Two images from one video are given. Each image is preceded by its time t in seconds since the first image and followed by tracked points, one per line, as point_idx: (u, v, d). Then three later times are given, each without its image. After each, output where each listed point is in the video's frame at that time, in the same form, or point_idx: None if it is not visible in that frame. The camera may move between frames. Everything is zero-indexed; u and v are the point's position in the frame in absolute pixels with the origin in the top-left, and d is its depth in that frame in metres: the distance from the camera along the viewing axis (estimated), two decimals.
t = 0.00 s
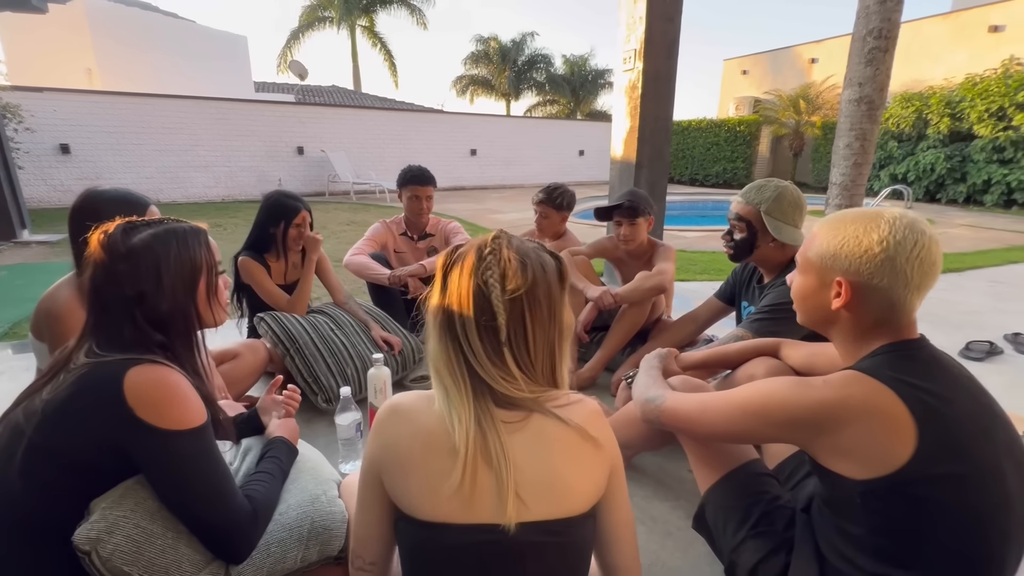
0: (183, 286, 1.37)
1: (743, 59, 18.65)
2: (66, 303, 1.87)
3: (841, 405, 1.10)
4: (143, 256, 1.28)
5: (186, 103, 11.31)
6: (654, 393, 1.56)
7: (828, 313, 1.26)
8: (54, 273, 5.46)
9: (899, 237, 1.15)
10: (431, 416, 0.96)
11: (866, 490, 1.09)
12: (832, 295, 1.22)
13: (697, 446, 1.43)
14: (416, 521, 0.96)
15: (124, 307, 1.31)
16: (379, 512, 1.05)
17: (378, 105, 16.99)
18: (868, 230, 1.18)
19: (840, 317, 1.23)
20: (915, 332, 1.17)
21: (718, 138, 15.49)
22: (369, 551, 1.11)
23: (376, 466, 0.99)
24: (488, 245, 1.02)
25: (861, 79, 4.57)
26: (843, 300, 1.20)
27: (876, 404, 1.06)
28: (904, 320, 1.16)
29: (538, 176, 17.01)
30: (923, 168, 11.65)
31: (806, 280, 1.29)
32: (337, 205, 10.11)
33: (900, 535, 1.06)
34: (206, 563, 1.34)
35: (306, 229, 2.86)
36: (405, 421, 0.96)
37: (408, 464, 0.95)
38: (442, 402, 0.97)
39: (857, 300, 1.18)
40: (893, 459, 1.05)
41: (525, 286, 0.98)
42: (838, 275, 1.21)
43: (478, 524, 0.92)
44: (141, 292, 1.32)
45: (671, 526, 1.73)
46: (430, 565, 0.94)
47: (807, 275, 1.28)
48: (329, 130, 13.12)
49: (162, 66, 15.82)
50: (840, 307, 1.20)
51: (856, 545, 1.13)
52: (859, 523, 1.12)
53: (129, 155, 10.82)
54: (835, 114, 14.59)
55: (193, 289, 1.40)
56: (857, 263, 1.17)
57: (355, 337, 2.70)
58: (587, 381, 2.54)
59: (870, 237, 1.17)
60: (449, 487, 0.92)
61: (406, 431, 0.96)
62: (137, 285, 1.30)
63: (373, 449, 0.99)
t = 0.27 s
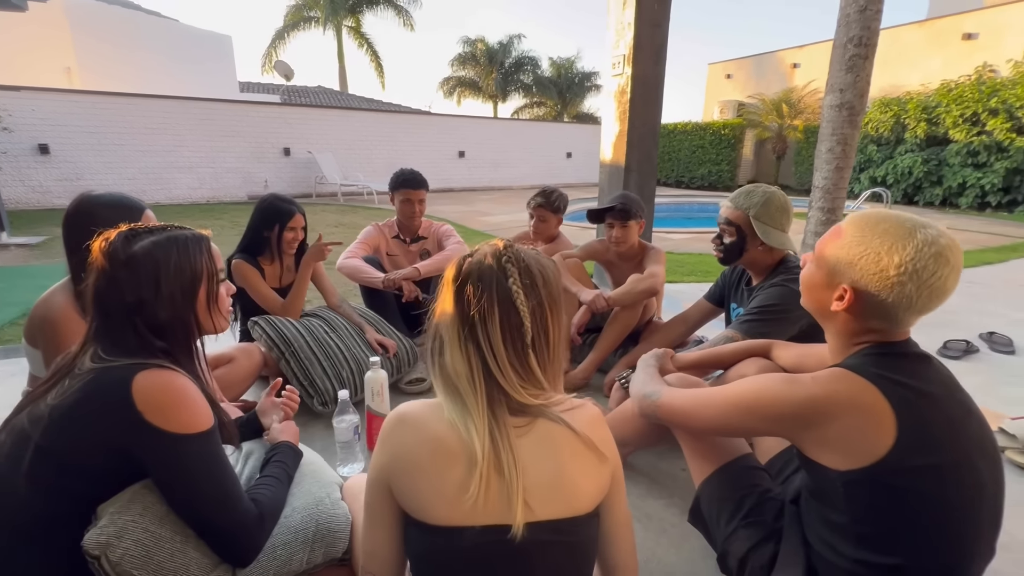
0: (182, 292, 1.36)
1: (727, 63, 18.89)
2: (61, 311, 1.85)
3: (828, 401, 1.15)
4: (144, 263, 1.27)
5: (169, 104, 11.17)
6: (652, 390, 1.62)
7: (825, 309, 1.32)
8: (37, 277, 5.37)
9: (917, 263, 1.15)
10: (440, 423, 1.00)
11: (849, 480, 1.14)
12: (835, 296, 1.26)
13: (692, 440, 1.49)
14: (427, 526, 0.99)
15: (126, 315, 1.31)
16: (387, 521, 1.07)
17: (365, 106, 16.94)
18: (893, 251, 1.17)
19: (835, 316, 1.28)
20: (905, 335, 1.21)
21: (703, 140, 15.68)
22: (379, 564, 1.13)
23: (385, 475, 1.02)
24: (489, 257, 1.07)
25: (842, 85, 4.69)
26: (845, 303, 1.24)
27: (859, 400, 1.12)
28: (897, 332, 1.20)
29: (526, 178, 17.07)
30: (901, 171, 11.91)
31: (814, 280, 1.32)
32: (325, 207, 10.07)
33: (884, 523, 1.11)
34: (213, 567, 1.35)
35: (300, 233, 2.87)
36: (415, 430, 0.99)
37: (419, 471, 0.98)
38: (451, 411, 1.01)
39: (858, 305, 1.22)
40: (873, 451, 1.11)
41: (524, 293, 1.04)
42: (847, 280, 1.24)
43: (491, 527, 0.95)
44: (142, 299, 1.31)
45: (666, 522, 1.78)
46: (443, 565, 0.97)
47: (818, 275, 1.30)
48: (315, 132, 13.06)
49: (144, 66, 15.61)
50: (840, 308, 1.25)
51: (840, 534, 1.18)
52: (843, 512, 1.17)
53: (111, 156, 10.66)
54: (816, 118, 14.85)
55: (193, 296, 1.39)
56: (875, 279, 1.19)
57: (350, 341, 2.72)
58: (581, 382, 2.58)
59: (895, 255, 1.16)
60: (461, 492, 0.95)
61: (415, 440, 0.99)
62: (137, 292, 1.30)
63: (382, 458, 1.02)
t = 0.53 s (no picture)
0: (186, 297, 1.36)
1: (710, 68, 19.15)
2: (58, 315, 1.86)
3: (818, 398, 1.20)
4: (149, 270, 1.28)
5: (151, 104, 11.03)
6: (647, 390, 1.67)
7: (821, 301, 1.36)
8: (17, 280, 5.26)
9: (917, 264, 1.21)
10: (448, 425, 1.02)
11: (840, 476, 1.19)
12: (833, 285, 1.31)
13: (687, 438, 1.55)
14: (436, 527, 1.01)
15: (129, 321, 1.30)
16: (393, 524, 1.09)
17: (351, 108, 16.87)
18: (899, 245, 1.23)
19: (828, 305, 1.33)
20: (894, 334, 1.26)
21: (688, 144, 15.89)
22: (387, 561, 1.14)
23: (392, 478, 1.04)
24: (492, 260, 1.11)
25: (822, 91, 4.81)
26: (845, 291, 1.28)
27: (848, 397, 1.17)
28: (886, 329, 1.26)
29: (513, 180, 17.12)
30: (878, 174, 12.18)
31: (815, 270, 1.37)
32: (311, 209, 10.02)
33: (872, 516, 1.16)
34: (220, 568, 1.35)
35: (293, 235, 2.88)
36: (422, 433, 1.02)
37: (427, 473, 1.00)
38: (459, 414, 1.04)
39: (856, 296, 1.27)
40: (861, 446, 1.17)
41: (528, 294, 1.08)
42: (846, 271, 1.29)
43: (499, 525, 0.98)
44: (147, 306, 1.31)
45: (661, 519, 1.82)
46: (455, 563, 0.99)
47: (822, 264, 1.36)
48: (301, 133, 12.98)
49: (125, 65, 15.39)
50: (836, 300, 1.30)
51: (830, 526, 1.23)
52: (832, 505, 1.22)
53: (90, 157, 10.49)
54: (797, 122, 15.11)
55: (197, 301, 1.39)
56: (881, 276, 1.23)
57: (343, 344, 2.73)
58: (574, 382, 2.62)
59: (897, 249, 1.22)
60: (471, 491, 0.98)
61: (423, 442, 1.01)
62: (142, 298, 1.30)
63: (390, 461, 1.04)
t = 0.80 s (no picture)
0: (188, 299, 1.35)
1: (695, 71, 19.37)
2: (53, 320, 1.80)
3: (805, 389, 1.22)
4: (152, 272, 1.26)
5: (134, 104, 10.87)
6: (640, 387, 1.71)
7: (815, 292, 1.37)
8: None
9: (891, 248, 1.28)
10: (455, 423, 1.05)
11: (826, 465, 1.21)
12: (828, 269, 1.34)
13: (679, 433, 1.59)
14: (442, 523, 1.03)
15: (131, 324, 1.29)
16: (400, 523, 1.11)
17: (338, 109, 16.78)
18: (876, 231, 1.32)
19: (822, 292, 1.34)
20: (875, 327, 1.29)
21: (673, 146, 16.08)
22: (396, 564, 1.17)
23: (400, 476, 1.06)
24: (505, 259, 1.15)
25: (805, 95, 4.91)
26: (841, 272, 1.31)
27: (837, 388, 1.18)
28: (872, 311, 1.29)
29: (500, 182, 17.16)
30: (859, 177, 12.46)
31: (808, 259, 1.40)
32: (298, 210, 9.96)
33: (858, 505, 1.18)
34: (225, 569, 1.34)
35: (285, 236, 2.87)
36: (429, 432, 1.04)
37: (433, 472, 1.02)
38: (465, 411, 1.06)
39: (850, 280, 1.30)
40: (845, 434, 1.18)
41: (539, 294, 1.12)
42: (840, 253, 1.33)
43: (506, 522, 1.01)
44: (150, 308, 1.29)
45: (657, 514, 1.86)
46: (463, 558, 1.01)
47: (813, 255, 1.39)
48: (287, 134, 12.89)
49: (106, 64, 15.16)
50: (831, 284, 1.31)
51: (817, 516, 1.25)
52: (818, 494, 1.24)
53: (71, 157, 10.31)
54: (780, 125, 15.34)
55: (199, 304, 1.37)
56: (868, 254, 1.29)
57: (337, 345, 2.73)
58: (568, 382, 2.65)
59: (877, 234, 1.31)
60: (476, 489, 1.00)
61: (428, 441, 1.03)
62: (145, 300, 1.28)
63: (395, 461, 1.06)
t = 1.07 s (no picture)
0: (189, 303, 1.27)
1: (683, 74, 19.53)
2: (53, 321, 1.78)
3: (801, 385, 1.25)
4: (154, 277, 1.19)
5: (119, 105, 10.75)
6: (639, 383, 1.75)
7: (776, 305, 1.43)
8: None
9: (818, 242, 1.38)
10: (467, 424, 1.07)
11: (823, 453, 1.24)
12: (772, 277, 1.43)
13: (677, 428, 1.65)
14: (454, 523, 1.05)
15: (131, 329, 1.22)
16: (414, 521, 1.12)
17: (327, 110, 16.72)
18: (800, 234, 1.43)
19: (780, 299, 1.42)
20: (854, 322, 1.34)
21: (662, 148, 16.24)
22: (403, 562, 1.17)
23: (413, 475, 1.07)
24: (514, 260, 1.18)
25: (792, 98, 4.99)
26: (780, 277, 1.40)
27: (830, 380, 1.22)
28: (835, 303, 1.34)
29: (490, 184, 17.18)
30: (843, 179, 12.67)
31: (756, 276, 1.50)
32: (287, 213, 9.92)
33: (854, 495, 1.21)
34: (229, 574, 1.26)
35: (280, 238, 2.87)
36: (442, 432, 1.06)
37: (448, 472, 1.04)
38: (477, 412, 1.08)
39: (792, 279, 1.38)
40: (842, 425, 1.21)
41: (550, 292, 1.15)
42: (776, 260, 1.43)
43: (518, 523, 1.02)
44: (151, 313, 1.23)
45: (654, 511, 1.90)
46: (476, 558, 1.03)
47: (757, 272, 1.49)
48: (275, 136, 12.83)
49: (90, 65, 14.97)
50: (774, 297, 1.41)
51: (814, 505, 1.29)
52: (816, 483, 1.27)
53: (54, 159, 10.18)
54: (766, 128, 15.52)
55: (200, 307, 1.29)
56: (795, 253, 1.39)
57: (334, 348, 2.73)
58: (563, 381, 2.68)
59: (803, 236, 1.41)
60: (491, 488, 1.02)
61: (441, 440, 1.05)
62: (147, 306, 1.22)
63: (408, 460, 1.07)
